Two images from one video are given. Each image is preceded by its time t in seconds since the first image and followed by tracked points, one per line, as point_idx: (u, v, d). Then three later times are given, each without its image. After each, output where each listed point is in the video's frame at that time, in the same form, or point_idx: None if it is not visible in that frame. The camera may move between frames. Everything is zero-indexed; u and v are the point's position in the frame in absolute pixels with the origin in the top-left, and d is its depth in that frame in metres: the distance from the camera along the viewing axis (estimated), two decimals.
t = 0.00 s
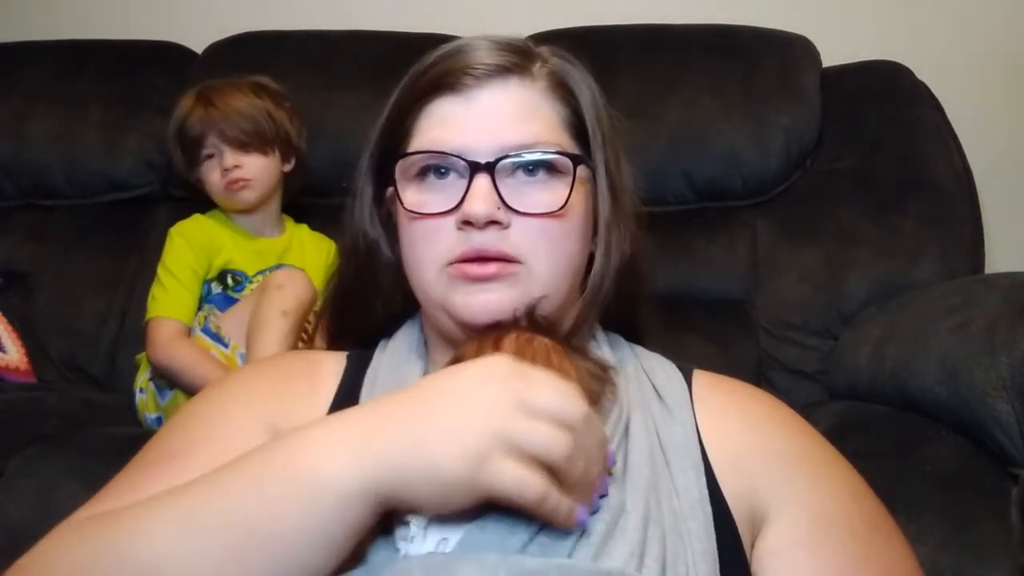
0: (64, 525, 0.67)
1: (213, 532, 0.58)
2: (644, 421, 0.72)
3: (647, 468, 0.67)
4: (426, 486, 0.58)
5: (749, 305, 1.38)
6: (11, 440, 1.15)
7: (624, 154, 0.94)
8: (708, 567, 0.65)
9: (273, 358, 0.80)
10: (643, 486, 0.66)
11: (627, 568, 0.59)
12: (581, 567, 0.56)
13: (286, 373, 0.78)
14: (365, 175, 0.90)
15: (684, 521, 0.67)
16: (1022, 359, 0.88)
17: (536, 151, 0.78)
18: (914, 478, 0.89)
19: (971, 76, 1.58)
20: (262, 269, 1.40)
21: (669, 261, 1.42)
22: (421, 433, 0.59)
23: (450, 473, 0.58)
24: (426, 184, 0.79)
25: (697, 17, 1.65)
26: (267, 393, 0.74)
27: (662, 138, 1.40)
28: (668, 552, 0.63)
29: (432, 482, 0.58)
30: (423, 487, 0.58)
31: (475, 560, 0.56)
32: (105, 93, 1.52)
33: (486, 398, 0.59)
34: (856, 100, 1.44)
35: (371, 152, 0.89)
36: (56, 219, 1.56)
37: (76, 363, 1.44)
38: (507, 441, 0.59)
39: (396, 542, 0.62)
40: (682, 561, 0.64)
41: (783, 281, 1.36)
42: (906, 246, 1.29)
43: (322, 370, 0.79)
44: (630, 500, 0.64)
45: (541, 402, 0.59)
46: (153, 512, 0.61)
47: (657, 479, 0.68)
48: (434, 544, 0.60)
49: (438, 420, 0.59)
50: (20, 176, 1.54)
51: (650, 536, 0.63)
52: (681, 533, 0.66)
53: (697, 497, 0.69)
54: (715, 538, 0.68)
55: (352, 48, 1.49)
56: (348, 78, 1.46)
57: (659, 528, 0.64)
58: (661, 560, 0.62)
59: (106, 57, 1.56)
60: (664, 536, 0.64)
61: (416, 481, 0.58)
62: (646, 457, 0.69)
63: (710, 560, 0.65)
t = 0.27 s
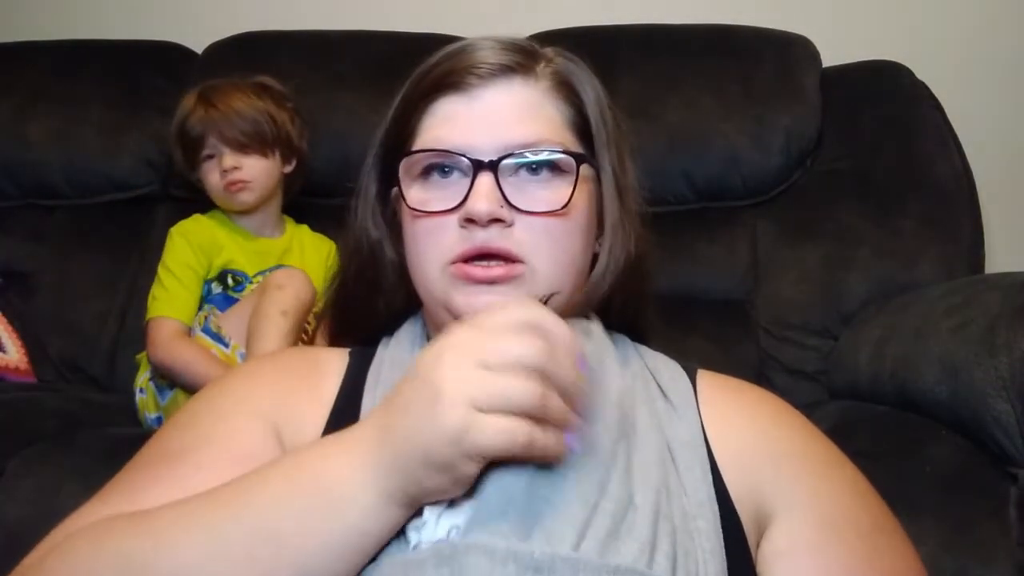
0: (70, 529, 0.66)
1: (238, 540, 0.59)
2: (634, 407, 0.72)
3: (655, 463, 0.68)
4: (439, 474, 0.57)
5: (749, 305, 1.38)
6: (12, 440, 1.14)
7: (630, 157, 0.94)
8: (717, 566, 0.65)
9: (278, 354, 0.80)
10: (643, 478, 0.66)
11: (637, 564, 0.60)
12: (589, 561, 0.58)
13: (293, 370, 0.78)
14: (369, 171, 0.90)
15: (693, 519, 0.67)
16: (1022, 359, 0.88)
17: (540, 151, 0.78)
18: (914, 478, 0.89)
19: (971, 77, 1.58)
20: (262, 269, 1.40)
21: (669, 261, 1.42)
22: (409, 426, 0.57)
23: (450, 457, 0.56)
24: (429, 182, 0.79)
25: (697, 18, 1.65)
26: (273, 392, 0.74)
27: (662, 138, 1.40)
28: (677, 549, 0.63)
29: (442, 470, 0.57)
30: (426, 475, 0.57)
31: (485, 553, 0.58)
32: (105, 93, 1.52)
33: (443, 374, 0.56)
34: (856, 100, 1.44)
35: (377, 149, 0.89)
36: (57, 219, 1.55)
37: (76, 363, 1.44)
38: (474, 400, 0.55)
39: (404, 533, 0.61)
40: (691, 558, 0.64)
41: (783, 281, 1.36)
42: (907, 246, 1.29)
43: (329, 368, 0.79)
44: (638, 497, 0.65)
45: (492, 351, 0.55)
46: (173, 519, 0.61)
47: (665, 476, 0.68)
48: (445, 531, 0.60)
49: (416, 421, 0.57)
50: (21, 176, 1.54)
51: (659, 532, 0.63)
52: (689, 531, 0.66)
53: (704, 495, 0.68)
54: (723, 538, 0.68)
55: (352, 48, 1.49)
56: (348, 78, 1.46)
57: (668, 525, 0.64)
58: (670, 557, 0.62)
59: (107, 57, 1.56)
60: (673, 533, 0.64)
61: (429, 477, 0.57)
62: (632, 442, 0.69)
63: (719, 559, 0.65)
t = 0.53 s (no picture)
0: (67, 533, 0.65)
1: (233, 536, 0.57)
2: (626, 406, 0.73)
3: (653, 461, 0.68)
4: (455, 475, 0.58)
5: (749, 305, 1.38)
6: (11, 440, 1.14)
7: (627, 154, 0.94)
8: (715, 565, 0.65)
9: (277, 352, 0.80)
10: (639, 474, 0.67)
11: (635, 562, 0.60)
12: (589, 558, 0.58)
13: (292, 368, 0.77)
14: (367, 170, 0.91)
15: (690, 517, 0.67)
16: (1022, 358, 0.88)
17: (536, 149, 0.78)
18: (914, 478, 0.89)
19: (971, 76, 1.58)
20: (262, 269, 1.40)
21: (669, 261, 1.42)
22: (429, 430, 0.58)
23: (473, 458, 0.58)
24: (426, 183, 0.79)
25: (697, 18, 1.65)
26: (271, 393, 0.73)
27: (662, 138, 1.40)
28: (675, 548, 0.63)
29: (463, 470, 0.58)
30: (446, 470, 0.58)
31: (479, 550, 0.57)
32: (105, 93, 1.52)
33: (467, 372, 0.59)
34: (856, 100, 1.44)
35: (373, 152, 0.90)
36: (57, 219, 1.56)
37: (76, 363, 1.44)
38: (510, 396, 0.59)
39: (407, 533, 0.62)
40: (689, 557, 0.64)
41: (783, 281, 1.36)
42: (907, 246, 1.29)
43: (329, 367, 0.79)
44: (637, 494, 0.65)
45: (516, 349, 0.60)
46: (169, 516, 0.60)
47: (664, 475, 0.68)
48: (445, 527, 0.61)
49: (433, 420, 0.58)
50: (21, 176, 1.54)
51: (657, 530, 0.63)
52: (687, 530, 0.66)
53: (703, 494, 0.68)
54: (720, 537, 0.68)
55: (352, 48, 1.49)
56: (348, 78, 1.46)
57: (666, 523, 0.64)
58: (668, 554, 0.62)
59: (107, 58, 1.56)
60: (671, 531, 0.64)
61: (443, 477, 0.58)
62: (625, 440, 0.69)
63: (717, 558, 0.65)
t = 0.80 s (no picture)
0: (70, 539, 0.65)
1: (239, 539, 0.57)
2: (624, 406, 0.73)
3: (653, 462, 0.68)
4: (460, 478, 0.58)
5: (749, 305, 1.38)
6: (11, 439, 1.14)
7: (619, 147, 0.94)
8: (717, 567, 0.65)
9: (278, 353, 0.80)
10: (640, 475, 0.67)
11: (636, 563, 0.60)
12: (593, 560, 0.58)
13: (293, 369, 0.77)
14: (360, 173, 0.91)
15: (692, 520, 0.67)
16: (1022, 359, 0.88)
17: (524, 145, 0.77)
18: (914, 478, 0.89)
19: (970, 77, 1.58)
20: (262, 268, 1.40)
21: (669, 261, 1.42)
22: (434, 433, 0.58)
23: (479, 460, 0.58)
24: (421, 190, 0.79)
25: (697, 18, 1.65)
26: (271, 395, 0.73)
27: (663, 138, 1.40)
28: (677, 550, 0.63)
29: (470, 472, 0.58)
30: (454, 474, 0.58)
31: (483, 553, 0.57)
32: (105, 93, 1.52)
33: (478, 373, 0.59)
34: (856, 100, 1.44)
35: (364, 160, 0.90)
36: (57, 219, 1.55)
37: (76, 363, 1.44)
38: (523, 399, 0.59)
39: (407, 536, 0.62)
40: (691, 558, 0.64)
41: (783, 281, 1.36)
42: (907, 246, 1.29)
43: (330, 367, 0.79)
44: (638, 496, 0.65)
45: (526, 350, 0.60)
46: (173, 522, 0.60)
47: (664, 477, 0.68)
48: (445, 531, 0.60)
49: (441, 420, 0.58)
50: (21, 176, 1.54)
51: (659, 531, 0.63)
52: (689, 533, 0.66)
53: (704, 496, 0.68)
54: (722, 538, 0.68)
55: (352, 48, 1.49)
56: (347, 78, 1.46)
57: (668, 524, 0.64)
58: (670, 556, 0.62)
59: (106, 58, 1.56)
60: (672, 533, 0.64)
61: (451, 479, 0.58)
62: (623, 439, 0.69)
63: (719, 560, 0.65)
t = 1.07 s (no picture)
0: (70, 539, 0.65)
1: (240, 530, 0.57)
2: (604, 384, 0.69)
3: (653, 460, 0.67)
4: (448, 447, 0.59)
5: (749, 305, 1.38)
6: (11, 439, 1.14)
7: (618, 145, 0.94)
8: (717, 568, 0.64)
9: (281, 352, 0.80)
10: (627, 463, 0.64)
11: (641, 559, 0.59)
12: (589, 555, 0.57)
13: (295, 368, 0.77)
14: (359, 173, 0.91)
15: (693, 519, 0.66)
16: (1022, 358, 0.88)
17: (524, 144, 0.78)
18: (913, 478, 0.88)
19: (971, 76, 1.58)
20: (262, 269, 1.40)
21: (669, 262, 1.42)
22: (398, 422, 0.57)
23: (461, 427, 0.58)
24: (420, 190, 0.79)
25: (697, 18, 1.65)
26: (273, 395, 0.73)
27: (662, 138, 1.40)
28: (678, 548, 0.62)
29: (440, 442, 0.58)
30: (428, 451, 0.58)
31: (483, 550, 0.57)
32: (105, 93, 1.52)
33: (442, 344, 0.56)
34: (856, 100, 1.44)
35: (363, 160, 0.90)
36: (57, 219, 1.55)
37: (76, 363, 1.44)
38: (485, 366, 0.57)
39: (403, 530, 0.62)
40: (692, 558, 0.63)
41: (783, 281, 1.36)
42: (907, 246, 1.29)
43: (332, 366, 0.79)
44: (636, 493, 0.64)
45: (448, 318, 0.57)
46: (173, 520, 0.60)
47: (664, 476, 0.67)
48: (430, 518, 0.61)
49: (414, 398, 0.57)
50: (21, 176, 1.54)
51: (659, 528, 0.62)
52: (689, 532, 0.65)
53: (705, 496, 0.68)
54: (721, 538, 0.67)
55: (352, 48, 1.49)
56: (347, 78, 1.46)
57: (669, 522, 0.63)
58: (670, 554, 0.61)
59: (107, 58, 1.56)
60: (673, 531, 0.63)
61: (434, 451, 0.58)
62: (604, 421, 0.66)
63: (718, 560, 0.65)
